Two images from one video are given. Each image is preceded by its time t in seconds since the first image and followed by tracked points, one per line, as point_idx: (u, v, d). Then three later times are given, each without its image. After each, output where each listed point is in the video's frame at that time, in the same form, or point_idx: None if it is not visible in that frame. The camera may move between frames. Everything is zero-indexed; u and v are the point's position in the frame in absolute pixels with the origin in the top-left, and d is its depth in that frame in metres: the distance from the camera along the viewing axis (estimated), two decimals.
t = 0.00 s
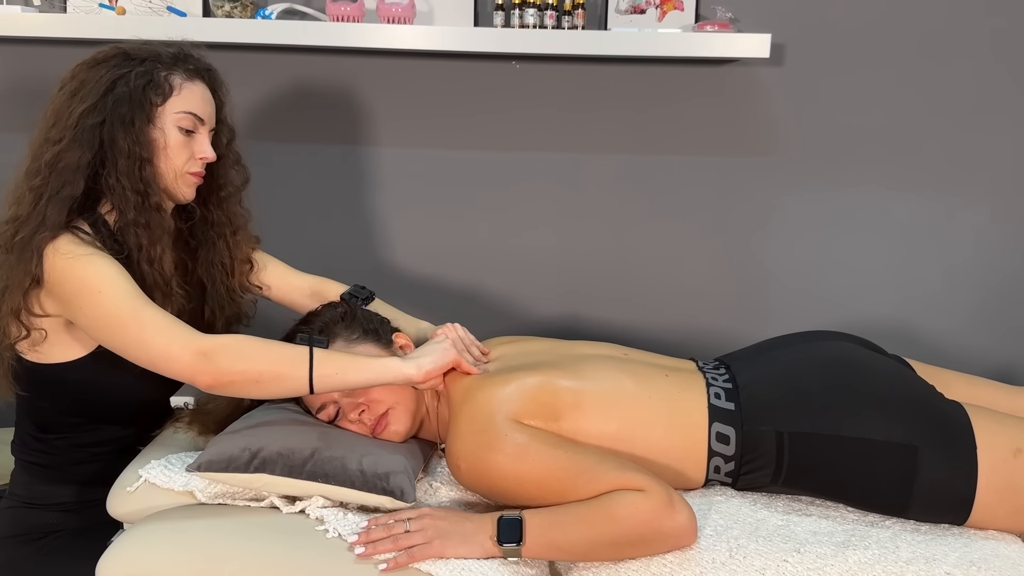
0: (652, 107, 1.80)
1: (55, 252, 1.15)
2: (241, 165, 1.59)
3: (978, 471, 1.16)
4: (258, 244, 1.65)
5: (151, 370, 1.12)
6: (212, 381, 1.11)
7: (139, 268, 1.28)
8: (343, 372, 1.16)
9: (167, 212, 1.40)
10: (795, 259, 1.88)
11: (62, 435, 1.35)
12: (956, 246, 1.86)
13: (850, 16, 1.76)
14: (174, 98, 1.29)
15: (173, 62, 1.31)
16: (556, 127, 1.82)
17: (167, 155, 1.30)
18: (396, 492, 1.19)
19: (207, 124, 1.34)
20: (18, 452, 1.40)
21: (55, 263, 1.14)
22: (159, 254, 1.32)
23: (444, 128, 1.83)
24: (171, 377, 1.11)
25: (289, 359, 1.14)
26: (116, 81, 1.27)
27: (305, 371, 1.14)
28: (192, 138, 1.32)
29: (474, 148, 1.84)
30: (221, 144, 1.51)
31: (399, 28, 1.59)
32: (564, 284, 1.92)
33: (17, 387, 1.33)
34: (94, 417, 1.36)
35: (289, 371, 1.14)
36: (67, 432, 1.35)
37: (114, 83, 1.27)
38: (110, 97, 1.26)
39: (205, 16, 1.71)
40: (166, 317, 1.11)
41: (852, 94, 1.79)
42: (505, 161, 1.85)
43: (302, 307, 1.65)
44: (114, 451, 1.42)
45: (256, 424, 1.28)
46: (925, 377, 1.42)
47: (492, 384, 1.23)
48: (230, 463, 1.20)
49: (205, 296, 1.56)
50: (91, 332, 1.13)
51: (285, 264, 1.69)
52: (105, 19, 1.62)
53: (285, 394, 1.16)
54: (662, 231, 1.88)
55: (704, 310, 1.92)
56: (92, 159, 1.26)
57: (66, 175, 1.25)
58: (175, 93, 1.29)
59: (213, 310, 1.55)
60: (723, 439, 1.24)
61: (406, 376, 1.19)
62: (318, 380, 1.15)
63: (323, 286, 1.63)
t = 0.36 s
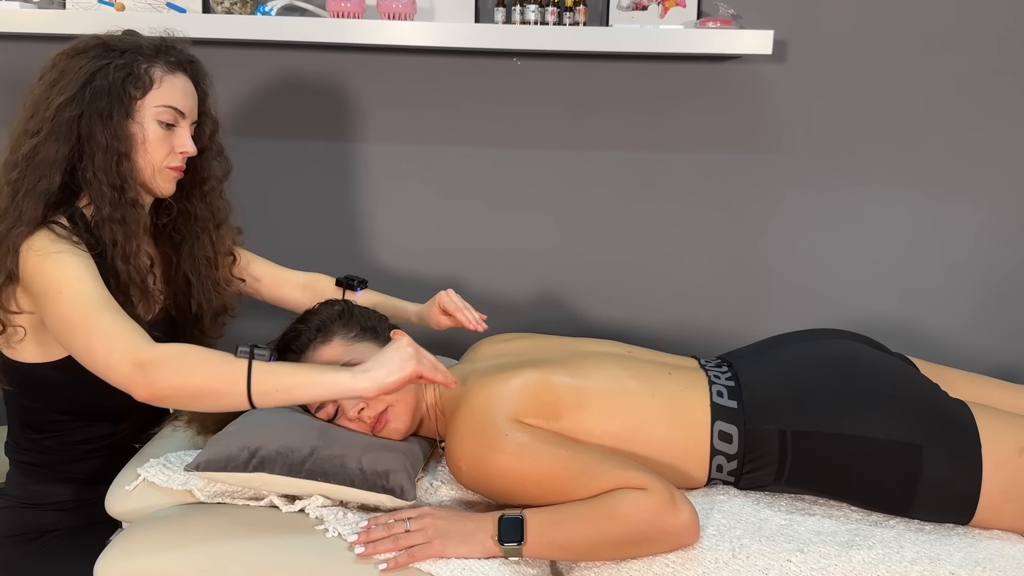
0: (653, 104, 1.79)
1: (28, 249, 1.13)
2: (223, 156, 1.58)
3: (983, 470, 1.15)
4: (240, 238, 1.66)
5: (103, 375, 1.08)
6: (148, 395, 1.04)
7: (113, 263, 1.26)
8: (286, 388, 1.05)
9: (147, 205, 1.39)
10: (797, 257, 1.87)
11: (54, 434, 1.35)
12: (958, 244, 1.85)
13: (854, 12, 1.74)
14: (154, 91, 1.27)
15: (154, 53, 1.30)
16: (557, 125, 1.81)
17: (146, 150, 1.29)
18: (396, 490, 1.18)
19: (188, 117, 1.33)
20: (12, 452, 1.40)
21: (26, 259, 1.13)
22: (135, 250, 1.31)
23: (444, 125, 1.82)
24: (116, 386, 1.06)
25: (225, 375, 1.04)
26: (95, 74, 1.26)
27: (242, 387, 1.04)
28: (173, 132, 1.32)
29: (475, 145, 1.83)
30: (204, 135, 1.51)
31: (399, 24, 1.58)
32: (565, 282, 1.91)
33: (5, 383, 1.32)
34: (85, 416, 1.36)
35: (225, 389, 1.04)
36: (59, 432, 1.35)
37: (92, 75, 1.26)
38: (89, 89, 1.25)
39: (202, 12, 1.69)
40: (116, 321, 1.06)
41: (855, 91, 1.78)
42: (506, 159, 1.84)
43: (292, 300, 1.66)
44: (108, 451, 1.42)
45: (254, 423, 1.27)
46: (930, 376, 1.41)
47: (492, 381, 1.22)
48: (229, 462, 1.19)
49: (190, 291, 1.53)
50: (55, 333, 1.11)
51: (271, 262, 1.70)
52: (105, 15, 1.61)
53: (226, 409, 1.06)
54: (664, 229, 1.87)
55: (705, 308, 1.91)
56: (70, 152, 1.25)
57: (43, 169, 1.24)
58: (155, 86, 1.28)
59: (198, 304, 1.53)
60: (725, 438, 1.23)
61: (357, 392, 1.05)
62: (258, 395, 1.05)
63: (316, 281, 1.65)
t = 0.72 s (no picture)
0: (654, 102, 1.78)
1: (35, 256, 1.12)
2: (227, 154, 1.57)
3: (987, 470, 1.14)
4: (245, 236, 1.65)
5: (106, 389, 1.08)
6: (153, 416, 1.05)
7: (119, 269, 1.26)
8: (288, 427, 1.08)
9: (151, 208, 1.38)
10: (799, 256, 1.86)
11: (53, 436, 1.34)
12: (960, 243, 1.84)
13: (855, 9, 1.73)
14: (157, 90, 1.26)
15: (154, 52, 1.29)
16: (558, 123, 1.80)
17: (150, 151, 1.28)
18: (395, 492, 1.17)
19: (192, 116, 1.32)
20: (9, 453, 1.39)
21: (34, 268, 1.12)
22: (141, 254, 1.30)
23: (444, 123, 1.81)
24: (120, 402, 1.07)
25: (231, 406, 1.06)
26: (95, 76, 1.24)
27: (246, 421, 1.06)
28: (176, 131, 1.30)
29: (474, 144, 1.82)
30: (207, 133, 1.50)
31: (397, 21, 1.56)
32: (565, 281, 1.90)
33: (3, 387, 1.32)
34: (85, 418, 1.35)
35: (229, 420, 1.06)
36: (58, 433, 1.34)
37: (93, 78, 1.25)
38: (90, 92, 1.23)
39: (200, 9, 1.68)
40: (126, 339, 1.06)
41: (857, 89, 1.77)
42: (506, 157, 1.82)
43: (295, 306, 1.65)
44: (105, 453, 1.41)
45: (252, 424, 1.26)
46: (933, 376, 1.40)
47: (492, 383, 1.21)
48: (226, 463, 1.18)
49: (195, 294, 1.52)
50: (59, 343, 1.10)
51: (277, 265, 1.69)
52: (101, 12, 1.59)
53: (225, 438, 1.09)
54: (665, 227, 1.85)
55: (706, 308, 1.90)
56: (74, 156, 1.25)
57: (47, 175, 1.23)
58: (157, 85, 1.26)
59: (204, 306, 1.52)
60: (727, 438, 1.22)
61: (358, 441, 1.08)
62: (260, 432, 1.07)
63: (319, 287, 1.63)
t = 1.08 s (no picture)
0: (653, 100, 1.77)
1: (47, 260, 1.11)
2: (234, 155, 1.56)
3: (990, 471, 1.13)
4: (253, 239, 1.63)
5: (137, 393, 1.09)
6: (194, 417, 1.07)
7: (131, 274, 1.25)
8: (327, 426, 1.10)
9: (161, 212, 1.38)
10: (799, 255, 1.85)
11: (51, 437, 1.33)
12: (962, 242, 1.83)
13: (855, 7, 1.72)
14: (165, 93, 1.25)
15: (162, 54, 1.27)
16: (556, 121, 1.79)
17: (160, 155, 1.27)
18: (392, 493, 1.16)
19: (201, 119, 1.31)
20: (6, 452, 1.37)
21: (48, 273, 1.11)
22: (152, 259, 1.29)
23: (442, 121, 1.79)
24: (155, 405, 1.08)
25: (272, 406, 1.09)
26: (103, 78, 1.23)
27: (287, 420, 1.09)
28: (186, 134, 1.29)
29: (473, 142, 1.81)
30: (216, 134, 1.49)
31: (394, 18, 1.55)
32: (564, 280, 1.89)
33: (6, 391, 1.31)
34: (85, 421, 1.33)
35: (271, 419, 1.09)
36: (57, 435, 1.33)
37: (101, 80, 1.24)
38: (98, 96, 1.22)
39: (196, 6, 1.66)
40: (159, 343, 1.07)
41: (856, 86, 1.76)
42: (505, 155, 1.81)
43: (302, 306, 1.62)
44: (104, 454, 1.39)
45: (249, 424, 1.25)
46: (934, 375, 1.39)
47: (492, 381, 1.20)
48: (221, 464, 1.17)
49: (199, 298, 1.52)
50: (80, 348, 1.10)
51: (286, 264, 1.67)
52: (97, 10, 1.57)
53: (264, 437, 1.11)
54: (664, 226, 1.84)
55: (706, 307, 1.89)
56: (83, 161, 1.23)
57: (57, 179, 1.21)
58: (166, 87, 1.25)
59: (208, 311, 1.52)
60: (728, 438, 1.21)
61: (396, 438, 1.10)
62: (299, 432, 1.10)
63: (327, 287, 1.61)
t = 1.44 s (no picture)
0: (650, 99, 1.76)
1: (54, 261, 1.10)
2: (241, 159, 1.56)
3: (988, 471, 1.13)
4: (258, 241, 1.62)
5: (151, 388, 1.08)
6: (214, 407, 1.08)
7: (139, 276, 1.25)
8: (348, 406, 1.11)
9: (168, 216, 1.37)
10: (797, 254, 1.85)
11: (51, 438, 1.32)
12: (960, 241, 1.83)
13: (853, 5, 1.72)
14: (174, 96, 1.24)
15: (171, 57, 1.26)
16: (553, 120, 1.78)
17: (168, 158, 1.26)
18: (388, 494, 1.15)
19: (209, 123, 1.30)
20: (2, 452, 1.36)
21: (55, 273, 1.10)
22: (159, 261, 1.29)
23: (439, 120, 1.78)
24: (171, 398, 1.08)
25: (291, 391, 1.10)
26: (112, 81, 1.22)
27: (307, 405, 1.09)
28: (194, 138, 1.28)
29: (470, 142, 1.80)
30: (222, 138, 1.49)
31: (389, 17, 1.54)
32: (561, 280, 1.88)
33: (8, 392, 1.29)
34: (83, 422, 1.32)
35: (290, 404, 1.09)
36: (56, 436, 1.32)
37: (109, 83, 1.23)
38: (107, 98, 1.22)
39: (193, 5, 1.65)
40: (171, 336, 1.07)
41: (854, 85, 1.75)
42: (502, 154, 1.81)
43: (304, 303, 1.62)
44: (101, 455, 1.38)
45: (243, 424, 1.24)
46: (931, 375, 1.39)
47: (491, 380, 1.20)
48: (216, 465, 1.16)
49: (203, 301, 1.51)
50: (90, 346, 1.09)
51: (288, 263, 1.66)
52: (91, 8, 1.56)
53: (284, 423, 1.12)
54: (661, 225, 1.84)
55: (703, 306, 1.89)
56: (91, 163, 1.22)
57: (64, 181, 1.20)
58: (175, 91, 1.24)
59: (211, 314, 1.51)
60: (726, 438, 1.21)
61: (415, 415, 1.12)
62: (319, 415, 1.10)
63: (331, 283, 1.60)
